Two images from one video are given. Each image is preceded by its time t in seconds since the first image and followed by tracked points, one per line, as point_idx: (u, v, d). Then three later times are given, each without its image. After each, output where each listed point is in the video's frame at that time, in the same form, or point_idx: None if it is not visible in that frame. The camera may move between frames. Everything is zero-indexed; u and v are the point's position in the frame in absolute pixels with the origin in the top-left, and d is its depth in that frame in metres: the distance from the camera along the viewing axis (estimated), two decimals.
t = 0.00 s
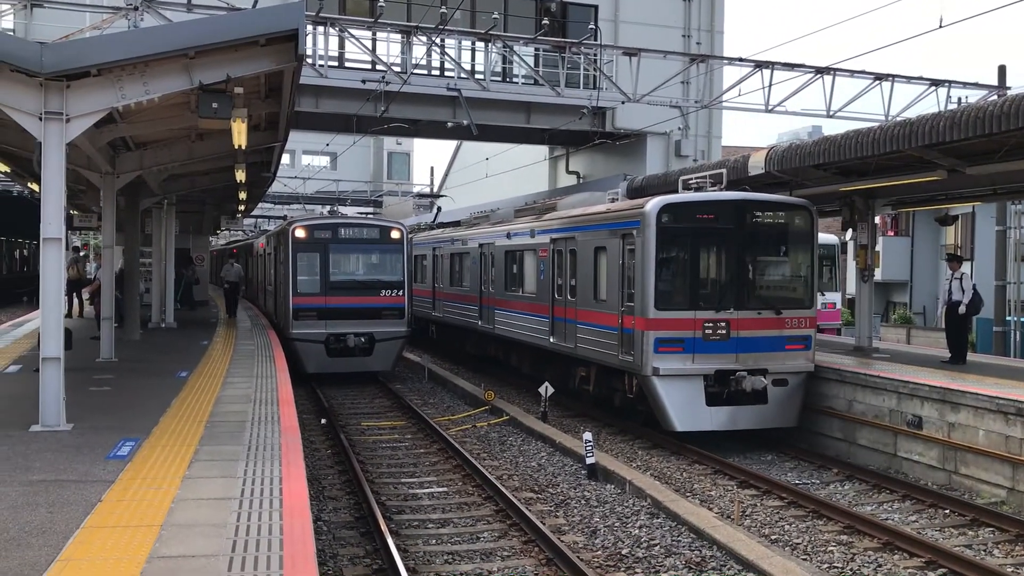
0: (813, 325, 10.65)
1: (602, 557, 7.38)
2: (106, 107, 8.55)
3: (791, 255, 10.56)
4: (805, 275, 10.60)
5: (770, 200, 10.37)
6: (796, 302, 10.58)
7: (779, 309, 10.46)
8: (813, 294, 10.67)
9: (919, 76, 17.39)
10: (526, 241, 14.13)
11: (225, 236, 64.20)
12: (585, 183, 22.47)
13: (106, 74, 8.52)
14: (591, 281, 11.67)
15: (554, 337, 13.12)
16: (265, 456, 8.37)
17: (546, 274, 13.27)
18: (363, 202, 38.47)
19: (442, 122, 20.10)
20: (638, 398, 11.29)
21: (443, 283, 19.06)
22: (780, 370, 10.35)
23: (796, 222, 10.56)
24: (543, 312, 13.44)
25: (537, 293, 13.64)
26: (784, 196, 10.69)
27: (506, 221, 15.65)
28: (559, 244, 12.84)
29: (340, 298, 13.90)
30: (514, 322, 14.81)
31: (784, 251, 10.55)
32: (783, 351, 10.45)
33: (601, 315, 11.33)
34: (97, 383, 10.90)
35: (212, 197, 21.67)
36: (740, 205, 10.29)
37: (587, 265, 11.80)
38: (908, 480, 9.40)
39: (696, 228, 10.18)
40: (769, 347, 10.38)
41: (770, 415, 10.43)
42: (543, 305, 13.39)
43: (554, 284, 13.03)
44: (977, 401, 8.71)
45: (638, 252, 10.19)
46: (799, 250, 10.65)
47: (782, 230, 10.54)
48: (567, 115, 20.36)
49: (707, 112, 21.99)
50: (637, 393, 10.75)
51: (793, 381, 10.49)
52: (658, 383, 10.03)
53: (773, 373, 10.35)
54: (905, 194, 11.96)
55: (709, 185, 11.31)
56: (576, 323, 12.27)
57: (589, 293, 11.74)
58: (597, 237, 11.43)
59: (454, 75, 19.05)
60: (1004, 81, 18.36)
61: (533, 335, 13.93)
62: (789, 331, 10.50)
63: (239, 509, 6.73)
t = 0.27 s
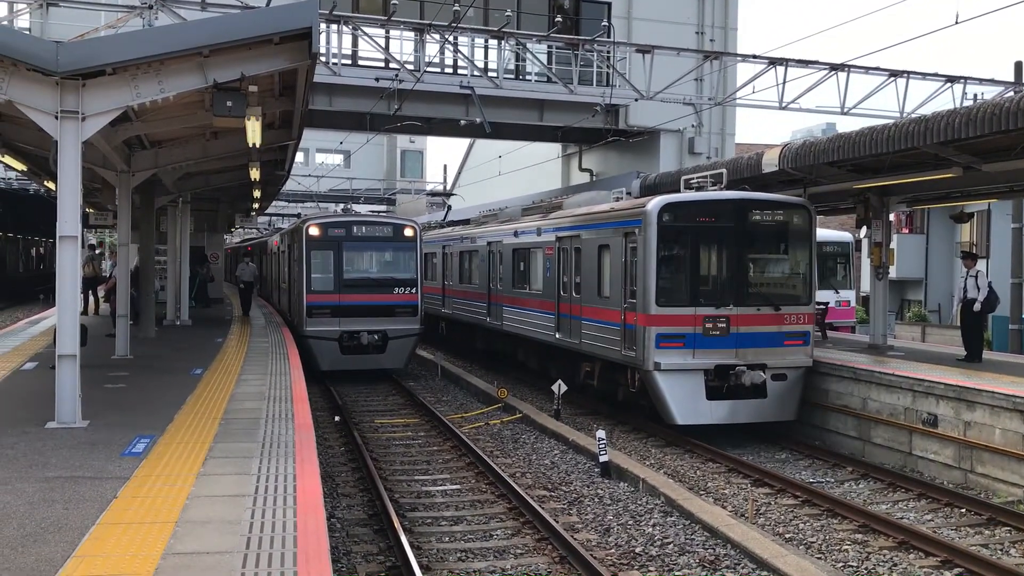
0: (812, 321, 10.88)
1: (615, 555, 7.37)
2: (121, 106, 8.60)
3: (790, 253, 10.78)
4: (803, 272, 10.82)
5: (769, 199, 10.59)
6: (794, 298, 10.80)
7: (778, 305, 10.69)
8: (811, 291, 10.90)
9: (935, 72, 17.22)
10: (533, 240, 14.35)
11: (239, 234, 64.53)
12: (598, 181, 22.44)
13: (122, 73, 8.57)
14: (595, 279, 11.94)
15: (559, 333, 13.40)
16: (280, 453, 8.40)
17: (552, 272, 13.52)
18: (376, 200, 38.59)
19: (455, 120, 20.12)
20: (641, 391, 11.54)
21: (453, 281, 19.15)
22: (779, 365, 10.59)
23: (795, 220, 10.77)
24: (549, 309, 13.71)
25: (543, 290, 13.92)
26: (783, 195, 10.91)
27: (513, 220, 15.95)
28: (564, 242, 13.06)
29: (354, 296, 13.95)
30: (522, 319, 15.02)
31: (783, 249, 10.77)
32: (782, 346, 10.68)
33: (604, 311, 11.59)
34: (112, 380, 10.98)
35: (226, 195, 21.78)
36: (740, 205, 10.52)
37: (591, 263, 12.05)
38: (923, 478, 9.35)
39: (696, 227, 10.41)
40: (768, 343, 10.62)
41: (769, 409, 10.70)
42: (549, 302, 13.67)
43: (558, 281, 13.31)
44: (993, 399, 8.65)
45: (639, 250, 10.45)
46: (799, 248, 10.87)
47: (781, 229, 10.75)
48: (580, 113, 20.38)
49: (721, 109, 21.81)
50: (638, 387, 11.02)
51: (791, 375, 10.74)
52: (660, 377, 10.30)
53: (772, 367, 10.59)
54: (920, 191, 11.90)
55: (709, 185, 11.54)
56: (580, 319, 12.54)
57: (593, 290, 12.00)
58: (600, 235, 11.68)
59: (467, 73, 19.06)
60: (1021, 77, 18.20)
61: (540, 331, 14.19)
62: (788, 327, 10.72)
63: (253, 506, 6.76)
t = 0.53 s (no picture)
0: (808, 318, 11.07)
1: (625, 553, 7.36)
2: (133, 104, 8.62)
3: (787, 252, 10.97)
4: (800, 270, 11.01)
5: (766, 199, 10.80)
6: (791, 296, 10.99)
7: (775, 302, 10.88)
8: (808, 289, 11.09)
9: (947, 69, 17.13)
10: (537, 238, 14.47)
11: (249, 232, 64.77)
12: (608, 179, 22.40)
13: (134, 72, 8.59)
14: (596, 277, 12.14)
15: (563, 330, 13.55)
16: (291, 451, 8.42)
17: (555, 271, 13.68)
18: (386, 198, 38.68)
19: (465, 118, 20.13)
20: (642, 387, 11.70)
21: (460, 279, 19.20)
22: (777, 361, 10.77)
23: (792, 219, 10.98)
24: (553, 306, 13.86)
25: (547, 288, 14.08)
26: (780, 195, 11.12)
27: (519, 219, 15.96)
28: (567, 241, 13.22)
29: (365, 294, 13.97)
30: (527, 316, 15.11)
31: (780, 247, 10.97)
32: (779, 343, 10.85)
33: (606, 309, 11.78)
34: (123, 377, 11.03)
35: (237, 193, 21.87)
36: (737, 204, 10.73)
37: (592, 262, 12.25)
38: (935, 477, 9.30)
39: (695, 225, 10.63)
40: (765, 339, 10.80)
41: (766, 403, 10.86)
42: (552, 299, 13.83)
43: (562, 279, 13.48)
44: (1006, 398, 8.60)
45: (639, 248, 10.66)
46: (795, 247, 11.07)
47: (779, 228, 10.94)
48: (590, 111, 20.38)
49: (732, 106, 21.72)
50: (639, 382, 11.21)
51: (788, 371, 10.92)
52: (660, 373, 10.50)
53: (769, 363, 10.77)
54: (932, 189, 11.85)
55: (708, 185, 11.71)
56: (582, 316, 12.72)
57: (594, 288, 12.19)
58: (601, 234, 11.90)
59: (477, 71, 19.07)
60: None
61: (544, 328, 14.31)
62: (785, 324, 10.90)
63: (264, 504, 6.78)
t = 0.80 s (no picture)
0: (803, 316, 11.26)
1: (632, 553, 7.35)
2: (140, 104, 8.64)
3: (782, 251, 11.16)
4: (795, 269, 11.20)
5: (762, 199, 10.98)
6: (786, 294, 11.17)
7: (770, 301, 11.07)
8: (803, 288, 11.28)
9: (956, 68, 17.08)
10: (539, 238, 14.54)
11: (258, 232, 64.95)
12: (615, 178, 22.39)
13: (142, 71, 8.61)
14: (595, 275, 12.33)
15: (564, 328, 13.69)
16: (298, 450, 8.42)
17: (557, 270, 13.79)
18: (393, 197, 38.74)
19: (472, 117, 20.14)
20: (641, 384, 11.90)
21: (464, 277, 19.22)
22: (772, 358, 10.98)
23: (787, 220, 11.18)
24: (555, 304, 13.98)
25: (549, 287, 14.18)
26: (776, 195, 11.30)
27: (521, 219, 15.99)
28: (568, 241, 13.35)
29: (372, 294, 13.97)
30: (529, 314, 15.18)
31: (775, 247, 11.16)
32: (774, 340, 11.06)
33: (605, 307, 11.98)
34: (131, 376, 11.07)
35: (245, 193, 21.92)
36: (733, 205, 10.91)
37: (592, 261, 12.43)
38: (943, 477, 9.27)
39: (691, 225, 10.83)
40: (760, 337, 11.00)
41: (761, 399, 11.08)
42: (554, 298, 13.95)
43: (563, 277, 13.60)
44: (1014, 398, 8.57)
45: (637, 247, 10.86)
46: (791, 246, 11.26)
47: (774, 228, 11.13)
48: (597, 110, 20.38)
49: (739, 105, 21.67)
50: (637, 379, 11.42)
51: (783, 367, 11.13)
52: (657, 369, 10.72)
53: (764, 360, 10.97)
54: (940, 187, 11.81)
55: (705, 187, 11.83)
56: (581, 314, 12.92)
57: (594, 286, 12.38)
58: (600, 233, 12.09)
59: (484, 71, 19.06)
60: None
61: (546, 326, 14.40)
62: (780, 321, 11.10)
63: (272, 502, 6.79)
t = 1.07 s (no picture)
0: (797, 315, 11.39)
1: (638, 553, 7.35)
2: (147, 104, 8.66)
3: (777, 251, 11.29)
4: (789, 269, 11.34)
5: (757, 200, 11.12)
6: (780, 294, 11.31)
7: (765, 300, 11.20)
8: (797, 287, 11.41)
9: (962, 68, 17.04)
10: (539, 238, 14.59)
11: (264, 232, 65.06)
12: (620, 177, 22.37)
13: (148, 71, 8.62)
14: (594, 275, 12.46)
15: (564, 326, 13.74)
16: (304, 449, 8.44)
17: (557, 270, 13.86)
18: (398, 197, 38.77)
19: (477, 117, 20.14)
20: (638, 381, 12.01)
21: (467, 277, 19.23)
22: (767, 356, 11.10)
23: (781, 220, 11.30)
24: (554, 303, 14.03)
25: (548, 285, 14.23)
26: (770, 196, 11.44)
27: (522, 219, 15.99)
28: (568, 241, 13.41)
29: (378, 293, 13.99)
30: (529, 312, 15.21)
31: (771, 246, 11.29)
32: (768, 339, 11.19)
33: (603, 305, 12.11)
34: (137, 376, 11.09)
35: (251, 192, 21.96)
36: (729, 206, 11.04)
37: (591, 260, 12.55)
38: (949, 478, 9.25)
39: (687, 226, 10.97)
40: (755, 335, 11.14)
41: (757, 396, 11.15)
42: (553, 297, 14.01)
43: (563, 276, 13.66)
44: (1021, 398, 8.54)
45: (635, 247, 11.02)
46: (786, 247, 11.39)
47: (769, 228, 11.26)
48: (603, 110, 20.38)
49: (745, 105, 21.65)
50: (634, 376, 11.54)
51: (778, 366, 11.25)
52: (654, 367, 10.86)
53: (759, 358, 11.10)
54: (946, 187, 11.79)
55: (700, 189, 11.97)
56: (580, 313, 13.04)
57: (592, 285, 12.51)
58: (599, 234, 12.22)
59: (490, 70, 19.06)
60: None
61: (546, 324, 14.44)
62: (774, 320, 11.23)
63: (278, 502, 6.80)
